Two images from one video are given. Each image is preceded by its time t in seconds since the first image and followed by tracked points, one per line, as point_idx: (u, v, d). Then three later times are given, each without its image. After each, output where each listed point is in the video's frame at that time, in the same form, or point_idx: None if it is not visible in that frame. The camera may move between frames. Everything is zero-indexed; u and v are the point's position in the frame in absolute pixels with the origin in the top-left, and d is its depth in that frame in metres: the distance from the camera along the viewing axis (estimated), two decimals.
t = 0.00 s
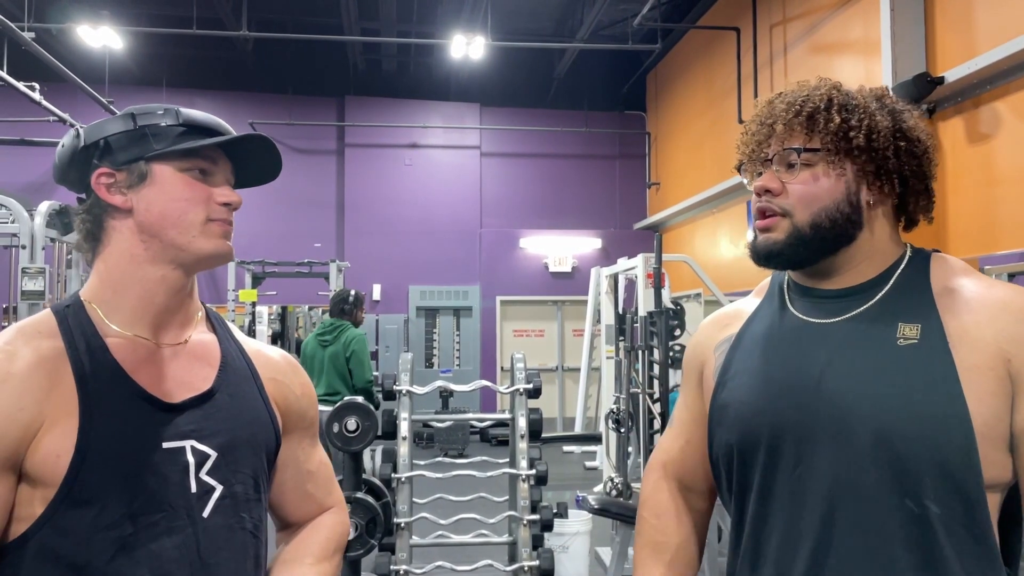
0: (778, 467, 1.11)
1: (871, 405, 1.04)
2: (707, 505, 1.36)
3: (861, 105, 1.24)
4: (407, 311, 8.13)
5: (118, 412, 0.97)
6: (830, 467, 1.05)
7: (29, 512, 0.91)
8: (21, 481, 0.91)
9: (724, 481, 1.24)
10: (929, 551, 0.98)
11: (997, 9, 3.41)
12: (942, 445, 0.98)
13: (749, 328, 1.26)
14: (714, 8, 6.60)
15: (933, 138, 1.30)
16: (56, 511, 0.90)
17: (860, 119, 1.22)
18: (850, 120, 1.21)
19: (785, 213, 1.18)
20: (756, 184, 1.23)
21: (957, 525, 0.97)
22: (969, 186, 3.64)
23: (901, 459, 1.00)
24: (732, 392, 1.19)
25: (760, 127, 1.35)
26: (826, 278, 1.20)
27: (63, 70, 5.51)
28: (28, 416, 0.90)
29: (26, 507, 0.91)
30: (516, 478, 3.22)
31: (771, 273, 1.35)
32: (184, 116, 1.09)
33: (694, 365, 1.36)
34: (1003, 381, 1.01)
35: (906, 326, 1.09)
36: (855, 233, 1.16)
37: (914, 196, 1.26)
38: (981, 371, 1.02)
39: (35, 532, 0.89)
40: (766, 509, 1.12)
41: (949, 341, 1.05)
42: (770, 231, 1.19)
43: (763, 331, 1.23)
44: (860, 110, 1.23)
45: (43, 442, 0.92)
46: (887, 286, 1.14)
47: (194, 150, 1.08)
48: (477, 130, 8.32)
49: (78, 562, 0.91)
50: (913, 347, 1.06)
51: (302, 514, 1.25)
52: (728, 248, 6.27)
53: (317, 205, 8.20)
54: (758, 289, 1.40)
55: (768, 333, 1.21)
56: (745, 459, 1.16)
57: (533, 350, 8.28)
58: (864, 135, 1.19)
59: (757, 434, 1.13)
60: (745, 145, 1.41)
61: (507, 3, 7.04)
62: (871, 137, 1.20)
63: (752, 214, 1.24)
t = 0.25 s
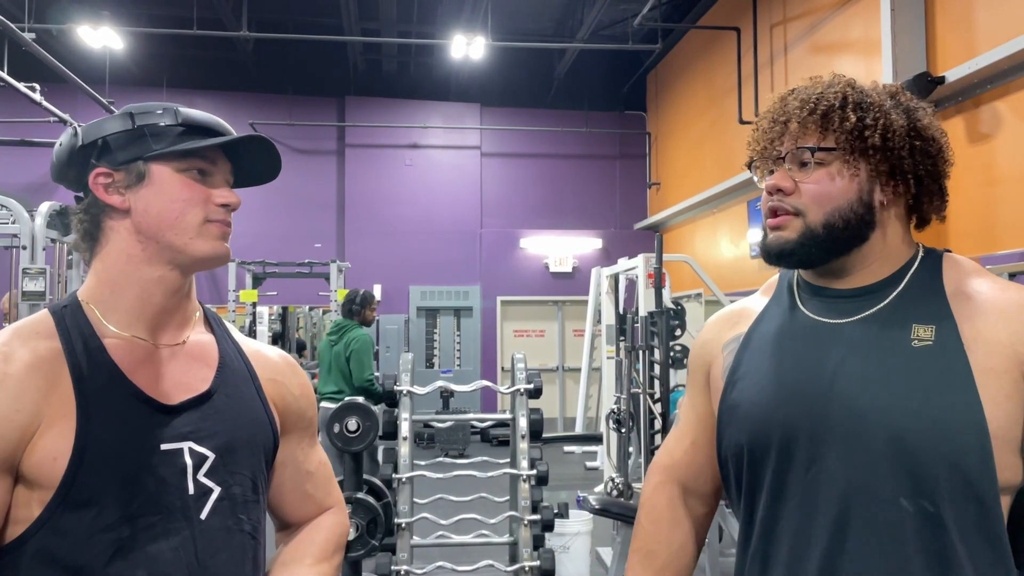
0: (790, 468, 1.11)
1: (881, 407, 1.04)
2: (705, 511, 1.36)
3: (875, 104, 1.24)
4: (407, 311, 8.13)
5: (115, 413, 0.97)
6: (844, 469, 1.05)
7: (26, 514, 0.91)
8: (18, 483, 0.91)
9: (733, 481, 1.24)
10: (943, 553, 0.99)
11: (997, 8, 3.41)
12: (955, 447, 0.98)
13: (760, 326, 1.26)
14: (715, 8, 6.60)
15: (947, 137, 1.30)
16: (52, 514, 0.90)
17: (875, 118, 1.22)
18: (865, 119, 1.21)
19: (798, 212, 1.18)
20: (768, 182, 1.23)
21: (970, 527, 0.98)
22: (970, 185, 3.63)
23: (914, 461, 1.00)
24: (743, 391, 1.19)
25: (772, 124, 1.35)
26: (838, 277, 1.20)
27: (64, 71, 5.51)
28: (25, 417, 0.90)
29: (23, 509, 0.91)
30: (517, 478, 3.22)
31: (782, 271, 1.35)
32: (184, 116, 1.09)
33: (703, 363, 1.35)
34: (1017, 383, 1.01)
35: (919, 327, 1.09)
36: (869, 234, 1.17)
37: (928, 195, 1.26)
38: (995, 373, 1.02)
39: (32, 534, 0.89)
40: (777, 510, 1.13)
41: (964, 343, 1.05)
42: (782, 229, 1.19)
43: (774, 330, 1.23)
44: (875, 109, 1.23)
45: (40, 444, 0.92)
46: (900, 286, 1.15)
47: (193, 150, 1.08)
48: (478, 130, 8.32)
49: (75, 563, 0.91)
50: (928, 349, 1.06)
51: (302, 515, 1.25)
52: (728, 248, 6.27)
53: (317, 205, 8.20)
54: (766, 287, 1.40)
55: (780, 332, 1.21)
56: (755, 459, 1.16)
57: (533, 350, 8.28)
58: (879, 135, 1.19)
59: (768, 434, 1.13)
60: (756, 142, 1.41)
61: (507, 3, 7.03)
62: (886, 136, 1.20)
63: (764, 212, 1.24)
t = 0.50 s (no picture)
0: (793, 469, 1.11)
1: (885, 409, 1.04)
2: (715, 511, 1.36)
3: (883, 105, 1.23)
4: (408, 312, 8.13)
5: (112, 415, 0.96)
6: (848, 472, 1.05)
7: (23, 515, 0.91)
8: (16, 483, 0.91)
9: (738, 483, 1.24)
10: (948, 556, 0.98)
11: (998, 7, 3.41)
12: (959, 448, 0.98)
13: (765, 327, 1.26)
14: (715, 8, 6.59)
15: (954, 137, 1.30)
16: (49, 515, 0.90)
17: (882, 120, 1.21)
18: (872, 121, 1.21)
19: (804, 214, 1.18)
20: (774, 182, 1.22)
21: (975, 529, 0.98)
22: (972, 184, 3.63)
23: (918, 463, 1.00)
24: (747, 393, 1.19)
25: (778, 124, 1.34)
26: (844, 278, 1.20)
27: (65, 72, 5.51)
28: (22, 419, 0.90)
29: (19, 510, 0.92)
30: (518, 478, 3.21)
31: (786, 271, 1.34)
32: (182, 117, 1.09)
33: (707, 364, 1.35)
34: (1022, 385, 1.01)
35: (925, 328, 1.08)
36: (874, 236, 1.16)
37: (933, 196, 1.26)
38: (999, 374, 1.01)
39: (30, 536, 0.89)
40: (780, 511, 1.12)
41: (968, 344, 1.05)
42: (788, 231, 1.19)
43: (780, 330, 1.22)
44: (882, 111, 1.22)
45: (36, 445, 0.92)
46: (905, 288, 1.14)
47: (191, 150, 1.08)
48: (478, 130, 8.31)
49: (72, 565, 0.91)
50: (932, 351, 1.06)
51: (302, 515, 1.25)
52: (729, 248, 6.26)
53: (318, 206, 8.20)
54: (771, 286, 1.40)
55: (785, 333, 1.21)
56: (759, 460, 1.16)
57: (534, 351, 8.28)
58: (887, 137, 1.19)
59: (773, 435, 1.13)
60: (762, 142, 1.40)
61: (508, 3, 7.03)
62: (894, 138, 1.20)
63: (769, 213, 1.24)
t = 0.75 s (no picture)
0: (795, 468, 1.11)
1: (886, 408, 1.04)
2: (721, 511, 1.36)
3: (888, 105, 1.23)
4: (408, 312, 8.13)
5: (113, 415, 0.96)
6: (850, 471, 1.04)
7: (23, 514, 0.92)
8: (15, 484, 0.92)
9: (740, 482, 1.24)
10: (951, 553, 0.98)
11: (999, 7, 3.40)
12: (962, 446, 0.98)
13: (768, 326, 1.26)
14: (716, 7, 6.58)
15: (958, 138, 1.29)
16: (49, 516, 0.90)
17: (887, 120, 1.21)
18: (877, 121, 1.20)
19: (808, 214, 1.18)
20: (779, 182, 1.22)
21: (977, 528, 0.98)
22: (973, 184, 3.62)
23: (919, 462, 1.00)
24: (750, 393, 1.19)
25: (783, 124, 1.34)
26: (847, 277, 1.20)
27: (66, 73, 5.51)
28: (20, 419, 0.91)
29: (20, 511, 0.92)
30: (519, 478, 3.21)
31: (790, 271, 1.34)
32: (181, 117, 1.09)
33: (711, 364, 1.35)
34: None
35: (926, 326, 1.08)
36: (878, 236, 1.16)
37: (938, 197, 1.25)
38: (1002, 373, 1.01)
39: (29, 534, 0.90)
40: (783, 510, 1.12)
41: (971, 343, 1.04)
42: (792, 231, 1.19)
43: (783, 330, 1.22)
44: (888, 111, 1.22)
45: (36, 446, 0.92)
46: (908, 287, 1.14)
47: (189, 150, 1.08)
48: (479, 130, 8.31)
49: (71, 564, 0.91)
50: (933, 349, 1.05)
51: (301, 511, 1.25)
52: (730, 248, 6.26)
53: (319, 206, 8.20)
54: (776, 287, 1.40)
55: (789, 332, 1.21)
56: (763, 460, 1.16)
57: (535, 351, 8.28)
58: (891, 137, 1.18)
59: (775, 434, 1.13)
60: (766, 141, 1.40)
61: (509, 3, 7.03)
62: (898, 139, 1.19)
63: (773, 213, 1.24)
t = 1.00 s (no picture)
0: (797, 467, 1.10)
1: (888, 407, 1.04)
2: (722, 510, 1.35)
3: (889, 102, 1.23)
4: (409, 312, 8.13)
5: (115, 414, 0.97)
6: (853, 470, 1.04)
7: (26, 514, 0.91)
8: (17, 483, 0.91)
9: (743, 481, 1.24)
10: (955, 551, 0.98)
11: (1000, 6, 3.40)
12: (964, 444, 0.98)
13: (770, 325, 1.26)
14: (716, 7, 6.59)
15: (959, 136, 1.29)
16: (51, 514, 0.90)
17: (887, 116, 1.21)
18: (878, 117, 1.20)
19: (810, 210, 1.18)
20: (780, 178, 1.23)
21: (980, 527, 0.98)
22: (974, 183, 3.62)
23: (922, 461, 1.00)
24: (752, 391, 1.19)
25: (784, 121, 1.34)
26: (849, 274, 1.20)
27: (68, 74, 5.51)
28: (22, 418, 0.90)
29: (22, 512, 0.91)
30: (520, 477, 3.20)
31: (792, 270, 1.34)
32: (182, 117, 1.09)
33: (713, 363, 1.35)
34: None
35: (929, 325, 1.08)
36: (880, 233, 1.16)
37: (939, 194, 1.25)
38: (1005, 372, 1.01)
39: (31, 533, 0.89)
40: (786, 509, 1.12)
41: (974, 341, 1.04)
42: (794, 227, 1.19)
43: (785, 328, 1.22)
44: (888, 107, 1.22)
45: (38, 445, 0.92)
46: (912, 285, 1.14)
47: (189, 151, 1.08)
48: (480, 130, 8.31)
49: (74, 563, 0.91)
50: (937, 348, 1.05)
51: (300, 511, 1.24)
52: (731, 248, 6.25)
53: (320, 206, 8.20)
54: (777, 285, 1.39)
55: (791, 331, 1.21)
56: (766, 459, 1.16)
57: (536, 351, 8.28)
58: (892, 133, 1.18)
59: (778, 433, 1.13)
60: (767, 140, 1.40)
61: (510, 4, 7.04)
62: (899, 135, 1.19)
63: (774, 209, 1.24)
